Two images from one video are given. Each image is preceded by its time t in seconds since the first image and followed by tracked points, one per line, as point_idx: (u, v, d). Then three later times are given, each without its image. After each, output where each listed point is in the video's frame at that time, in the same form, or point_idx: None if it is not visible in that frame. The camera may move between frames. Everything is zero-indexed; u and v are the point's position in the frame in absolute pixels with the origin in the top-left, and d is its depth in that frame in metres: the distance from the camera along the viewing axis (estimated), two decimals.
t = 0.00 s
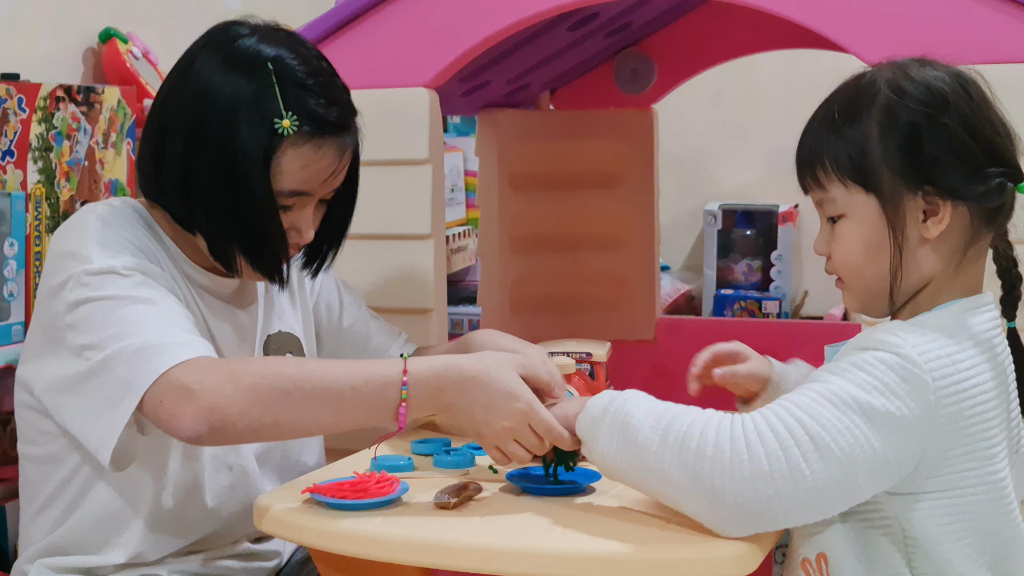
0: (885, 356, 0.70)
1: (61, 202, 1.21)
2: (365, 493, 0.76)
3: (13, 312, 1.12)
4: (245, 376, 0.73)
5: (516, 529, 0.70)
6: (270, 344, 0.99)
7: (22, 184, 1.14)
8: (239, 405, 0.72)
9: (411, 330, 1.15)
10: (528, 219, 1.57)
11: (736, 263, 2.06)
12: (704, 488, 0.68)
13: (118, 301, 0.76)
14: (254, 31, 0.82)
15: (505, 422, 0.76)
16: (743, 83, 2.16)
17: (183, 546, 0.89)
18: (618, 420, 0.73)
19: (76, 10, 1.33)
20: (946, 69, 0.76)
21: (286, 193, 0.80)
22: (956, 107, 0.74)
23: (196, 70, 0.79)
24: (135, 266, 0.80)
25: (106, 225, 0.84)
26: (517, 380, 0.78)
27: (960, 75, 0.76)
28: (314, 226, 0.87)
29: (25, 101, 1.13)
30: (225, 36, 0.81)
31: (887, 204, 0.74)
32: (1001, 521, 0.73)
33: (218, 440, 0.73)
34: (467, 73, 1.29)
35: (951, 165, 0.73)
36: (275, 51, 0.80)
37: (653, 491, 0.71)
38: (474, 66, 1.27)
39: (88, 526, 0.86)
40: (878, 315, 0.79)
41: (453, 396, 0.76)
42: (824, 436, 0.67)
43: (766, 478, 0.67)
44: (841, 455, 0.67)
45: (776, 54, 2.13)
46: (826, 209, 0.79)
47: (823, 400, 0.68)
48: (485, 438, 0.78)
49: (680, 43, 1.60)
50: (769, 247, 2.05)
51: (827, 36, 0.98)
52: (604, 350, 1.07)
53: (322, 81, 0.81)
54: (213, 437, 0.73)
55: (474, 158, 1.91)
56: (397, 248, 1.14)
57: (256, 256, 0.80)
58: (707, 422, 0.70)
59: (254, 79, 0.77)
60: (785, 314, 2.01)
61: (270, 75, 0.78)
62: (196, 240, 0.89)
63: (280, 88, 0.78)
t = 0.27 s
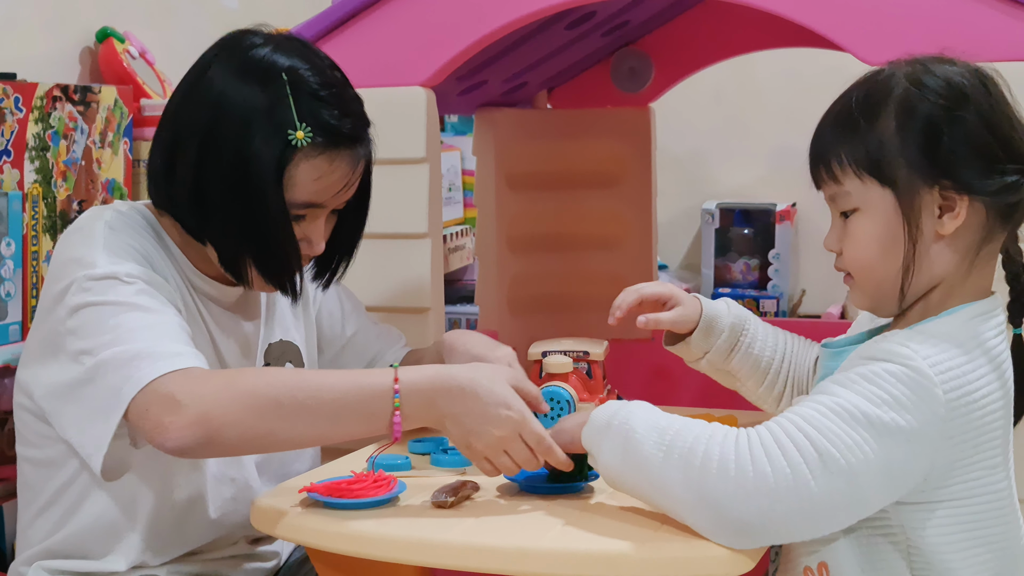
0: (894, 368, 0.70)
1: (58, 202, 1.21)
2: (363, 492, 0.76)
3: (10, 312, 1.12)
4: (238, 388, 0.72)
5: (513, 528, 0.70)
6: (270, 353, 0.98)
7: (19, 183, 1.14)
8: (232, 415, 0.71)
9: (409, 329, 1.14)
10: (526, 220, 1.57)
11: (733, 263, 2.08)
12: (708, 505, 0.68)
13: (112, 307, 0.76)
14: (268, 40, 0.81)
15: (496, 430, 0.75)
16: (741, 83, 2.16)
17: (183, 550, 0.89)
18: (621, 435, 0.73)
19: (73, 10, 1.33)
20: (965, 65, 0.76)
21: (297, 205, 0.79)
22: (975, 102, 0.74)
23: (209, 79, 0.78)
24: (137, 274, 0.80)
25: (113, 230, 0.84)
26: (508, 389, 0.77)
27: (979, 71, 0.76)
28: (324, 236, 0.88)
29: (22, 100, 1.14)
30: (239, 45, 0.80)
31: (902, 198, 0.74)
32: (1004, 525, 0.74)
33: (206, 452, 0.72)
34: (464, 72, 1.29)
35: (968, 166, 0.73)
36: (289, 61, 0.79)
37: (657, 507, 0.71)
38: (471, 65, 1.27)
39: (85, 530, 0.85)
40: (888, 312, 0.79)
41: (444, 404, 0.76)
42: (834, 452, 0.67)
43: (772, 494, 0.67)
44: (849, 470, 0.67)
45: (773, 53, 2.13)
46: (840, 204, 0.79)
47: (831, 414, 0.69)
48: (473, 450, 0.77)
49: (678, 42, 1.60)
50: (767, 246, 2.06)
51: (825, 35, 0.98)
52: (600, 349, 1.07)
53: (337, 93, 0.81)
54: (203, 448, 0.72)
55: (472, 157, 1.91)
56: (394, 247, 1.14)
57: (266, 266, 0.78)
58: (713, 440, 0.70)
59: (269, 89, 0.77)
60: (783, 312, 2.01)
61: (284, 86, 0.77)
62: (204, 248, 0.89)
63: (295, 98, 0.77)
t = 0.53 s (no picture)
0: (904, 372, 0.71)
1: (57, 201, 1.21)
2: (363, 491, 0.76)
3: (9, 312, 1.12)
4: (188, 401, 0.70)
5: (514, 527, 0.70)
6: (270, 358, 0.98)
7: (19, 184, 1.14)
8: (178, 430, 0.69)
9: (409, 329, 1.15)
10: (525, 219, 1.57)
11: (733, 262, 2.08)
12: (716, 514, 0.68)
13: (92, 313, 0.75)
14: (276, 46, 0.81)
15: (454, 427, 0.76)
16: (739, 82, 2.16)
17: (183, 551, 0.88)
18: (628, 441, 0.73)
19: (72, 10, 1.33)
20: (972, 65, 0.76)
21: (304, 212, 0.80)
22: (984, 105, 0.74)
23: (217, 83, 0.78)
24: (120, 282, 0.79)
25: (112, 236, 0.84)
26: (459, 385, 0.78)
27: (986, 71, 0.76)
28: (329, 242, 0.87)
29: (21, 100, 1.13)
30: (247, 50, 0.80)
31: (913, 201, 0.74)
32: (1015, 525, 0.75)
33: (155, 470, 0.70)
34: (463, 71, 1.29)
35: (978, 170, 0.73)
36: (297, 67, 0.79)
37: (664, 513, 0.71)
38: (470, 65, 1.27)
39: (82, 536, 0.84)
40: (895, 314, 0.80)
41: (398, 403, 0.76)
42: (845, 458, 0.67)
43: (782, 500, 0.67)
44: (860, 475, 0.67)
45: (772, 52, 2.13)
46: (848, 207, 0.79)
47: (842, 420, 0.69)
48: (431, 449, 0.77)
49: (677, 41, 1.60)
50: (767, 245, 2.07)
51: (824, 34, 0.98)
52: (600, 347, 1.07)
53: (344, 100, 0.80)
54: (150, 465, 0.70)
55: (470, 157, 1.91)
56: (394, 246, 1.14)
57: (274, 273, 0.78)
58: (721, 447, 0.70)
59: (277, 94, 0.76)
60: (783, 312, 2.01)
61: (292, 93, 0.77)
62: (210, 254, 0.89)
63: (303, 106, 0.77)
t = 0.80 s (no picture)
0: (906, 382, 0.70)
1: (58, 201, 1.21)
2: (365, 491, 0.76)
3: (11, 311, 1.13)
4: (178, 403, 0.70)
5: (513, 525, 0.70)
6: (270, 358, 0.98)
7: (20, 183, 1.15)
8: (167, 430, 0.69)
9: (409, 328, 1.15)
10: (524, 218, 1.56)
11: (733, 261, 2.08)
12: (720, 529, 0.67)
13: (85, 316, 0.75)
14: (275, 49, 0.81)
15: (451, 404, 0.77)
16: (739, 81, 2.16)
17: (181, 550, 0.88)
18: (628, 456, 0.73)
19: (73, 10, 1.33)
20: (979, 65, 0.75)
21: (303, 215, 0.80)
22: (993, 106, 0.73)
23: (218, 86, 0.78)
24: (115, 284, 0.79)
25: (109, 239, 0.84)
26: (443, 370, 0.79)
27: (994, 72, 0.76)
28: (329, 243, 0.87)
29: (23, 100, 1.14)
30: (246, 53, 0.80)
31: (917, 203, 0.75)
32: None
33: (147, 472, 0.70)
34: (463, 70, 1.29)
35: (983, 173, 0.73)
36: (297, 70, 0.79)
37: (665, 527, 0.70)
38: (470, 64, 1.27)
39: (81, 535, 0.83)
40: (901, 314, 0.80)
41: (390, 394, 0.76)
42: (847, 470, 0.67)
43: (786, 512, 0.67)
44: (863, 487, 0.67)
45: (772, 51, 2.13)
46: (853, 207, 0.79)
47: (844, 432, 0.69)
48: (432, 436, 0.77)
49: (677, 40, 1.60)
50: (767, 245, 2.07)
51: (825, 33, 0.98)
52: (601, 347, 1.07)
53: (344, 102, 0.80)
54: (141, 467, 0.70)
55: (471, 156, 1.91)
56: (394, 246, 1.14)
57: (276, 276, 0.78)
58: (722, 459, 0.70)
59: (278, 98, 0.76)
60: (783, 311, 2.01)
61: (293, 96, 0.77)
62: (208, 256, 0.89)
63: (303, 109, 0.77)
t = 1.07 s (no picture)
0: (906, 382, 0.70)
1: (58, 200, 1.21)
2: (366, 490, 0.76)
3: (11, 310, 1.12)
4: (219, 394, 0.71)
5: (514, 525, 0.70)
6: (267, 356, 0.98)
7: (20, 182, 1.14)
8: (213, 420, 0.70)
9: (410, 327, 1.14)
10: (524, 217, 1.57)
11: (733, 262, 2.06)
12: (719, 528, 0.67)
13: (95, 316, 0.75)
14: (262, 44, 0.80)
15: (491, 404, 0.75)
16: (739, 81, 2.16)
17: (181, 552, 0.88)
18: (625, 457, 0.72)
19: (72, 9, 1.33)
20: (986, 66, 0.76)
21: (295, 209, 0.79)
22: (991, 102, 0.73)
23: (204, 84, 0.77)
24: (123, 284, 0.79)
25: (106, 240, 0.83)
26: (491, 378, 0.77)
27: (1000, 71, 0.76)
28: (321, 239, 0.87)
29: (23, 99, 1.14)
30: (232, 51, 0.79)
31: (922, 205, 0.74)
32: None
33: (194, 460, 0.71)
34: (464, 70, 1.29)
35: (984, 172, 0.72)
36: (285, 65, 0.78)
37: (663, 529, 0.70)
38: (471, 64, 1.27)
39: (79, 536, 0.83)
40: (905, 314, 0.80)
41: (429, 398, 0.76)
42: (845, 469, 0.67)
43: (784, 513, 0.67)
44: (861, 487, 0.67)
45: (772, 51, 2.13)
46: (859, 206, 0.79)
47: (842, 432, 0.68)
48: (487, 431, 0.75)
49: (677, 40, 1.60)
50: (767, 245, 2.07)
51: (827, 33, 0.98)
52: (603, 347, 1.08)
53: (334, 96, 0.80)
54: (189, 456, 0.70)
55: (471, 156, 1.91)
56: (395, 245, 1.14)
57: (270, 272, 0.78)
58: (721, 459, 0.70)
59: (267, 94, 0.76)
60: (783, 311, 2.01)
61: (280, 89, 0.77)
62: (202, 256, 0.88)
63: (292, 103, 0.77)
